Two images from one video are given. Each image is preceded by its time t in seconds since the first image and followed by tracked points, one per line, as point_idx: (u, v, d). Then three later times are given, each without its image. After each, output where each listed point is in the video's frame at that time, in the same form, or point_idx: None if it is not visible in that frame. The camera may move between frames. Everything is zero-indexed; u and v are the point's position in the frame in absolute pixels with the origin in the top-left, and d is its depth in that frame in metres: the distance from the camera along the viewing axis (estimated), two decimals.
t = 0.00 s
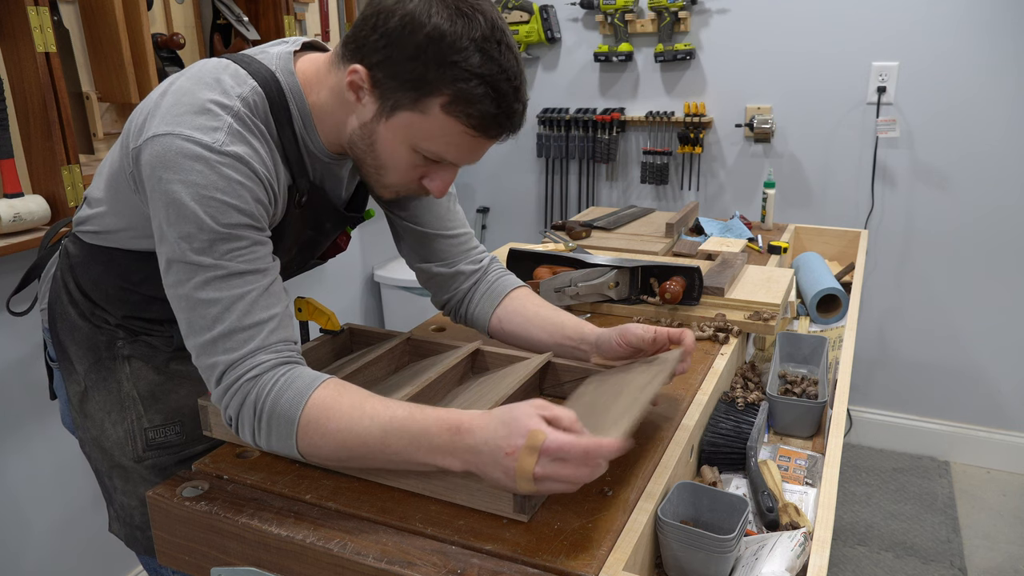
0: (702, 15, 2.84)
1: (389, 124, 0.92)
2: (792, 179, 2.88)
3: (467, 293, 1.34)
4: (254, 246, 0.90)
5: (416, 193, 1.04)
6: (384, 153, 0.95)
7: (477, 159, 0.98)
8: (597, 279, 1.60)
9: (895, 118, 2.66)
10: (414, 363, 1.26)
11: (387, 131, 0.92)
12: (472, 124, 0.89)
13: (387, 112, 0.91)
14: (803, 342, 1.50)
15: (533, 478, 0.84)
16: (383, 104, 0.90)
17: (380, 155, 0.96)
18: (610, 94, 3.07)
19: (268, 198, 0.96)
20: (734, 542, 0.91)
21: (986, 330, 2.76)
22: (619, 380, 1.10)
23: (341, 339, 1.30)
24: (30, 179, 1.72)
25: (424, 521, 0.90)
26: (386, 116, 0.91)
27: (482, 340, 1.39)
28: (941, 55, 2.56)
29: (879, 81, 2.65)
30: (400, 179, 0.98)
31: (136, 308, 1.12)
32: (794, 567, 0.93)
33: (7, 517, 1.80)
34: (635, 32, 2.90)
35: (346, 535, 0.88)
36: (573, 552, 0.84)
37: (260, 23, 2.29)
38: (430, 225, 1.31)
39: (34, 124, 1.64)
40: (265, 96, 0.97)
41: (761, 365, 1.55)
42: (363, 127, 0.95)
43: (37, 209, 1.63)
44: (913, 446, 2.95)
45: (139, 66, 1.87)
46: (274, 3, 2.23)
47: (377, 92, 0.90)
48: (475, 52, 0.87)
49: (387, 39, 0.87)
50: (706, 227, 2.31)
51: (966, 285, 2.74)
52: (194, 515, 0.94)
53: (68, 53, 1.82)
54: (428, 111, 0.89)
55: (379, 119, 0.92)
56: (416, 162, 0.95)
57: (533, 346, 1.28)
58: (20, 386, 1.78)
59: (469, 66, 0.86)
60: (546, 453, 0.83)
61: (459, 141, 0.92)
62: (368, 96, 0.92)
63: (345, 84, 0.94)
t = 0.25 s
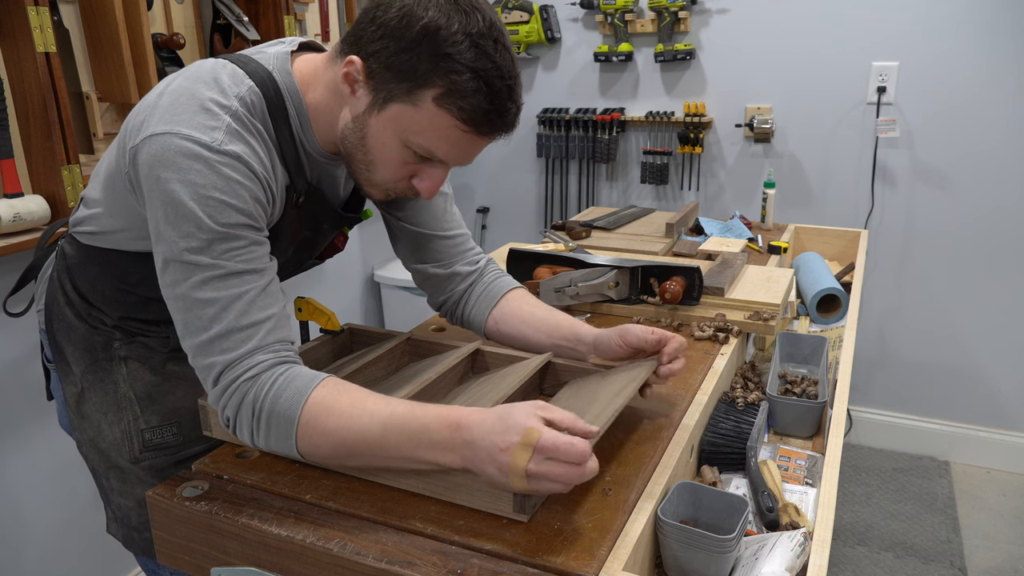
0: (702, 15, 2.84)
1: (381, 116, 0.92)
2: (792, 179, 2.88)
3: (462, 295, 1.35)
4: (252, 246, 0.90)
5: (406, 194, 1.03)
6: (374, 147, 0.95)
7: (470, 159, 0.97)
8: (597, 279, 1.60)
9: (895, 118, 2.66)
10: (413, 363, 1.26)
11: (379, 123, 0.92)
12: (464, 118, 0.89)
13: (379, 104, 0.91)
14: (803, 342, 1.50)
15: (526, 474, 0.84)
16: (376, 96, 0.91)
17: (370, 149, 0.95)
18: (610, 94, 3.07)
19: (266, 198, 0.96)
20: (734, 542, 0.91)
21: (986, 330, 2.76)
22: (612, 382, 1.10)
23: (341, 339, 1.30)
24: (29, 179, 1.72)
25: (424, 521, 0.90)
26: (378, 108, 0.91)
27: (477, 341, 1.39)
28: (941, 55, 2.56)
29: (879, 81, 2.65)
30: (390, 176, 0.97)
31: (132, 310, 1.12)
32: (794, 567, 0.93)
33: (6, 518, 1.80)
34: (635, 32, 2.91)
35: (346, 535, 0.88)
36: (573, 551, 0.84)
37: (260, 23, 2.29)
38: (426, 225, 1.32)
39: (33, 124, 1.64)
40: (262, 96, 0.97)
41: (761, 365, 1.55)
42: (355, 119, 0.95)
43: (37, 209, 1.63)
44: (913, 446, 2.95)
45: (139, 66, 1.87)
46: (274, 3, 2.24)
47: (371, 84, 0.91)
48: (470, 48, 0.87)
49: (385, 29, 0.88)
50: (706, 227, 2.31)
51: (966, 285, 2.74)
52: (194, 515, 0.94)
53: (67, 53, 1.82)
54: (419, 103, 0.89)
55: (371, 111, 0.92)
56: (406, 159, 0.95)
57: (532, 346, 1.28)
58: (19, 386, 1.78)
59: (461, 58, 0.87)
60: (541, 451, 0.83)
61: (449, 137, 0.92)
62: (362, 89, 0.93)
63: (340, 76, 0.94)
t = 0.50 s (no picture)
0: (702, 15, 2.84)
1: (379, 116, 0.92)
2: (792, 179, 2.88)
3: (462, 294, 1.35)
4: (253, 247, 0.90)
5: (405, 193, 1.03)
6: (372, 147, 0.95)
7: (469, 157, 0.97)
8: (597, 279, 1.60)
9: (895, 118, 2.66)
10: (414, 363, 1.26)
11: (377, 123, 0.92)
12: (461, 117, 0.89)
13: (378, 104, 0.91)
14: (803, 342, 1.50)
15: (528, 469, 0.84)
16: (374, 96, 0.91)
17: (369, 148, 0.95)
18: (610, 94, 3.07)
19: (267, 198, 0.96)
20: (734, 542, 0.91)
21: (986, 330, 2.76)
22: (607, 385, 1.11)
23: (341, 339, 1.30)
24: (29, 179, 1.72)
25: (424, 520, 0.90)
26: (376, 108, 0.91)
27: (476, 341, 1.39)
28: (941, 55, 2.56)
29: (879, 81, 2.65)
30: (388, 176, 0.97)
31: (132, 310, 1.12)
32: (794, 567, 0.93)
33: (5, 518, 1.80)
34: (635, 32, 2.90)
35: (346, 535, 0.88)
36: (573, 552, 0.84)
37: (260, 23, 2.29)
38: (425, 224, 1.32)
39: (34, 124, 1.64)
40: (261, 95, 0.97)
41: (761, 365, 1.55)
42: (354, 119, 0.95)
43: (37, 209, 1.63)
44: (913, 446, 2.95)
45: (139, 66, 1.87)
46: (274, 3, 2.24)
47: (369, 84, 0.91)
48: (467, 47, 0.87)
49: (382, 29, 0.89)
50: (706, 228, 2.31)
51: (967, 285, 2.74)
52: (194, 515, 0.94)
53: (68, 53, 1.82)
54: (417, 102, 0.89)
55: (369, 111, 0.92)
56: (404, 158, 0.95)
57: (532, 346, 1.28)
58: (19, 386, 1.78)
59: (458, 58, 0.87)
60: (551, 445, 0.85)
61: (447, 136, 0.91)
62: (360, 89, 0.93)
63: (338, 77, 0.94)
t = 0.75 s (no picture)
0: (702, 15, 2.84)
1: (376, 102, 0.92)
2: (792, 179, 2.88)
3: (456, 292, 1.35)
4: (249, 242, 0.90)
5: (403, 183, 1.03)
6: (370, 134, 0.95)
7: (467, 143, 0.97)
8: (597, 279, 1.60)
9: (895, 118, 2.66)
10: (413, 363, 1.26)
11: (374, 110, 0.92)
12: (458, 100, 0.89)
13: (374, 90, 0.91)
14: (803, 342, 1.50)
15: (515, 488, 0.83)
16: (370, 83, 0.91)
17: (365, 136, 0.95)
18: (610, 94, 3.07)
19: (264, 193, 0.96)
20: (734, 542, 0.91)
21: (986, 330, 2.76)
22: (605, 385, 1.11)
23: (341, 340, 1.30)
24: (29, 179, 1.72)
25: (424, 520, 0.90)
26: (373, 94, 0.91)
27: (472, 341, 1.39)
28: (941, 55, 2.56)
29: (879, 81, 2.65)
30: (386, 164, 0.97)
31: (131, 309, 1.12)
32: (794, 567, 0.93)
33: (5, 518, 1.80)
34: (635, 32, 2.90)
35: (346, 535, 0.88)
36: (573, 552, 0.84)
37: (260, 23, 2.29)
38: (418, 222, 1.32)
39: (34, 124, 1.64)
40: (255, 91, 0.97)
41: (761, 365, 1.55)
42: (350, 108, 0.95)
43: (37, 209, 1.62)
44: (913, 446, 2.95)
45: (139, 66, 1.87)
46: (274, 3, 2.23)
47: (365, 71, 0.91)
48: (463, 31, 0.88)
49: (377, 15, 0.89)
50: (706, 227, 2.31)
51: (967, 285, 2.74)
52: (193, 516, 0.94)
53: (67, 53, 1.82)
54: (413, 87, 0.89)
55: (366, 99, 0.92)
56: (403, 145, 0.94)
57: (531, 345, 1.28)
58: (19, 387, 1.78)
59: (454, 41, 0.87)
60: (532, 465, 0.82)
61: (445, 121, 0.91)
62: (356, 78, 0.93)
63: (334, 66, 0.95)
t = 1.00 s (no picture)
0: (702, 15, 2.84)
1: (375, 95, 0.92)
2: (792, 179, 2.88)
3: (435, 296, 1.38)
4: (218, 248, 0.90)
5: (405, 177, 1.02)
6: (370, 128, 0.94)
7: (467, 134, 0.97)
8: (597, 279, 1.60)
9: (895, 118, 2.66)
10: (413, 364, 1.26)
11: (373, 102, 0.92)
12: (457, 88, 0.89)
13: (373, 83, 0.91)
14: (803, 342, 1.50)
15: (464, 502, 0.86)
16: (369, 76, 0.91)
17: (366, 129, 0.95)
18: (611, 94, 3.07)
19: (245, 196, 0.96)
20: (734, 542, 0.91)
21: (986, 330, 2.76)
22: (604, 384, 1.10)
23: (341, 341, 1.30)
24: (30, 180, 1.72)
25: (424, 520, 0.90)
26: (372, 87, 0.92)
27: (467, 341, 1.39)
28: (941, 55, 2.56)
29: (879, 81, 2.65)
30: (388, 157, 0.97)
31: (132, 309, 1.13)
32: (794, 567, 0.93)
33: (5, 519, 1.80)
34: (635, 32, 2.90)
35: (346, 535, 0.88)
36: (573, 552, 0.84)
37: (260, 23, 2.29)
38: (406, 224, 1.35)
39: (34, 124, 1.64)
40: (252, 90, 0.97)
41: (761, 365, 1.55)
42: (349, 102, 0.95)
43: (37, 210, 1.62)
44: (913, 446, 2.95)
45: (139, 66, 1.87)
46: (274, 3, 2.23)
47: (363, 63, 0.92)
48: (459, 19, 0.88)
49: (374, 7, 0.90)
50: (706, 228, 2.31)
51: (967, 285, 2.74)
52: (194, 516, 0.94)
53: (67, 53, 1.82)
54: (412, 77, 0.89)
55: (365, 92, 0.92)
56: (403, 137, 0.94)
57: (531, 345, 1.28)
58: (19, 387, 1.78)
59: (451, 29, 0.87)
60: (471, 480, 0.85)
61: (445, 110, 0.91)
62: (355, 72, 0.93)
63: (332, 61, 0.95)
